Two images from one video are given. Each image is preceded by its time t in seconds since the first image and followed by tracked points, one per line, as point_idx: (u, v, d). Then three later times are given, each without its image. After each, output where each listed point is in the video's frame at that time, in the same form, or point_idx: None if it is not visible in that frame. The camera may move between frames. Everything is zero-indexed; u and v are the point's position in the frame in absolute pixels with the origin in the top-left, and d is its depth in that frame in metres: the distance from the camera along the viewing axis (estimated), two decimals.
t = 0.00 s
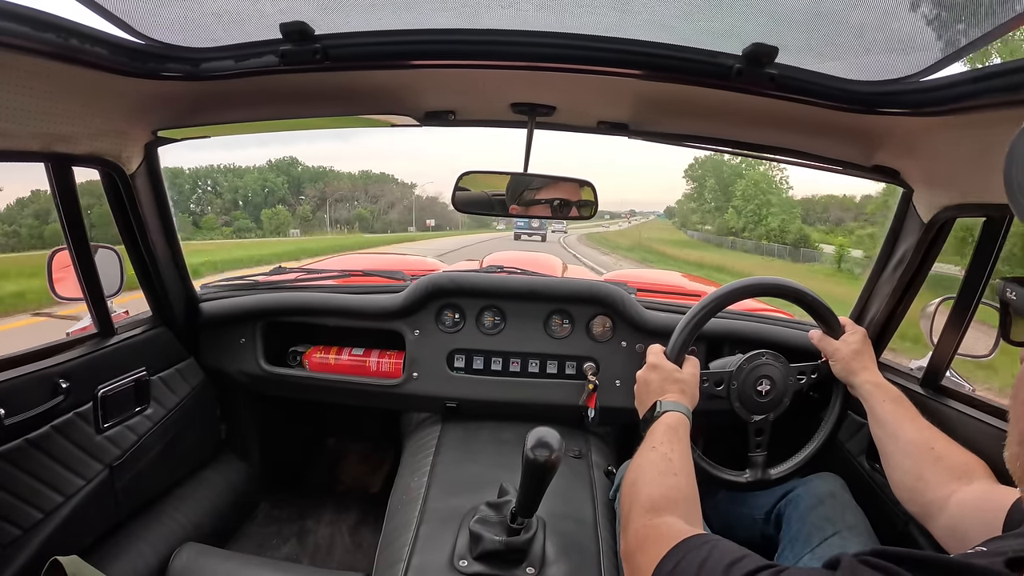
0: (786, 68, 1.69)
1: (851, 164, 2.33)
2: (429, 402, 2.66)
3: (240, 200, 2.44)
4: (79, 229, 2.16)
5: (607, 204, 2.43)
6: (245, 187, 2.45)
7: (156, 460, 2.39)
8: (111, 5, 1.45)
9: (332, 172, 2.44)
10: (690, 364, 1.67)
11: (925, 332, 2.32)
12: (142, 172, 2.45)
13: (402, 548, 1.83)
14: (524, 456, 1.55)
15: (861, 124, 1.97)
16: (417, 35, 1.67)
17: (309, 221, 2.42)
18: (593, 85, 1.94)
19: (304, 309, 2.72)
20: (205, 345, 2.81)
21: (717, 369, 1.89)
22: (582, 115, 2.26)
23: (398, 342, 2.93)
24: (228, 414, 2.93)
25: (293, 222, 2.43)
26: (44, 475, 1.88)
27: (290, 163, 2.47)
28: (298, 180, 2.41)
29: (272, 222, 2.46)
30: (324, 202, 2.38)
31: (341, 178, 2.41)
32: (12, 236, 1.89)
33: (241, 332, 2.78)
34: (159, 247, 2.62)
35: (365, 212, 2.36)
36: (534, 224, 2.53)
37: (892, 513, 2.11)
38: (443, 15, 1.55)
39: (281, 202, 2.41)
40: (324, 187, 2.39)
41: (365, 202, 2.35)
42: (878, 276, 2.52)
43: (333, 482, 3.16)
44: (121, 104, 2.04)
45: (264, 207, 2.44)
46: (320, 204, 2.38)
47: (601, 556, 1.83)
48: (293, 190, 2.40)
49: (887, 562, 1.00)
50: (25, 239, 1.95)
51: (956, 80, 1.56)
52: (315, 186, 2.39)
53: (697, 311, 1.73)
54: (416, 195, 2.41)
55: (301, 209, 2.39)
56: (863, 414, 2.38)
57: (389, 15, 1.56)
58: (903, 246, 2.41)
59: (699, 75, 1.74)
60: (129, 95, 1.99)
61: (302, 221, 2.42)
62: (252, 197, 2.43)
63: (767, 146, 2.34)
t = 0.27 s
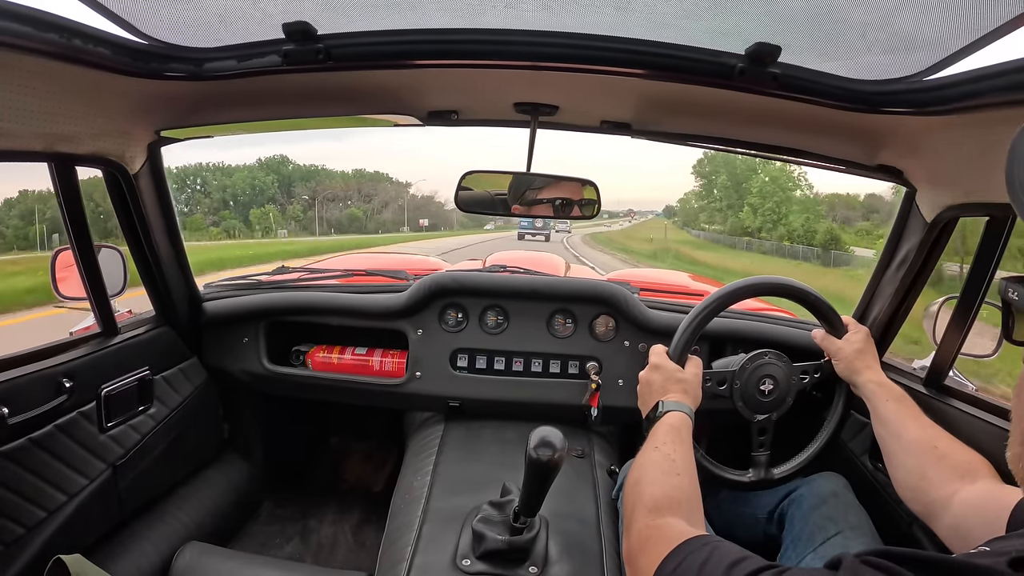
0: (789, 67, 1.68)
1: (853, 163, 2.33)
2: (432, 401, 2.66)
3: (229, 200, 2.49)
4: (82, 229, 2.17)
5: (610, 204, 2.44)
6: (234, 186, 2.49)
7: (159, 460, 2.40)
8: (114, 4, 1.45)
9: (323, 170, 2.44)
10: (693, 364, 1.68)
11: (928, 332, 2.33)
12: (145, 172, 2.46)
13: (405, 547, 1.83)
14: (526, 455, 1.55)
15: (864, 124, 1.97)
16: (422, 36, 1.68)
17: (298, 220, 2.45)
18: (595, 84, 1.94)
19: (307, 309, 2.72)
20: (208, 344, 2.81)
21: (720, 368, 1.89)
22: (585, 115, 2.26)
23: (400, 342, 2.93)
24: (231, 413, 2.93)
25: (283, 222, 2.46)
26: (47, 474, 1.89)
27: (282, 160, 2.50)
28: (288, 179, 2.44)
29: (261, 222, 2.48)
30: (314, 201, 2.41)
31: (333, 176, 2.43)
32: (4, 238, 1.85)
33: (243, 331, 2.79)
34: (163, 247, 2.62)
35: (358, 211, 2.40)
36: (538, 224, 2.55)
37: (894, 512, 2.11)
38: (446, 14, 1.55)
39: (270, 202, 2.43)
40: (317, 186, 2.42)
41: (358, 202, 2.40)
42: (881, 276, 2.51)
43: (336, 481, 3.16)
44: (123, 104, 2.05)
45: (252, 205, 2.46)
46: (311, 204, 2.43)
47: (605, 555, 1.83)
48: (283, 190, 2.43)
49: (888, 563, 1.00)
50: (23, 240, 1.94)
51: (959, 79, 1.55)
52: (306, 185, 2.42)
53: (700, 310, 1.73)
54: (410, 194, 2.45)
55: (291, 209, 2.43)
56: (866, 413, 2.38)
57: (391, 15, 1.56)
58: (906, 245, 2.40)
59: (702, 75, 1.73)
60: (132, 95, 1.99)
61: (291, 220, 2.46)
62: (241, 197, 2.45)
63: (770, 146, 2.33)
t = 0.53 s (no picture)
0: (792, 67, 1.68)
1: (857, 164, 2.33)
2: (434, 401, 2.66)
3: (218, 200, 2.49)
4: (85, 228, 2.17)
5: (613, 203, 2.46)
6: (221, 185, 2.50)
7: (161, 459, 2.40)
8: (117, 4, 1.45)
9: (313, 169, 2.43)
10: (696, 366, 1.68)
11: (931, 333, 2.32)
12: (148, 172, 2.46)
13: (406, 547, 1.83)
14: (528, 456, 1.55)
15: (868, 124, 1.96)
16: (425, 36, 1.68)
17: (289, 220, 2.39)
18: (599, 84, 1.94)
19: (309, 308, 2.72)
20: (211, 344, 2.82)
21: (722, 369, 1.89)
22: (588, 115, 2.26)
23: (403, 342, 2.93)
24: (233, 413, 2.94)
25: (270, 221, 2.42)
26: (49, 473, 1.89)
27: (271, 159, 2.54)
28: (277, 178, 2.41)
29: (248, 222, 2.46)
30: (303, 201, 2.37)
31: (325, 174, 2.42)
32: None
33: (246, 330, 2.79)
34: (165, 246, 2.62)
35: (350, 211, 2.37)
36: (542, 224, 2.57)
37: (897, 514, 2.11)
38: (449, 15, 1.55)
39: (259, 201, 2.39)
40: (308, 185, 2.39)
41: (350, 201, 2.37)
42: (884, 277, 2.51)
43: (338, 481, 3.16)
44: (126, 104, 2.05)
45: (241, 205, 2.44)
46: (300, 203, 2.38)
47: (606, 556, 1.83)
48: (273, 190, 2.39)
49: (890, 566, 1.00)
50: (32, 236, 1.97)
51: (963, 80, 1.55)
52: (297, 183, 2.38)
53: (702, 311, 1.73)
54: (405, 192, 2.44)
55: (280, 208, 2.37)
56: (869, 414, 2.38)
57: (395, 15, 1.56)
58: (909, 246, 2.40)
59: (705, 75, 1.73)
60: (135, 94, 1.99)
61: (281, 221, 2.40)
62: (230, 196, 2.45)
63: (774, 146, 2.33)
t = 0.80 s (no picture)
0: (795, 67, 1.68)
1: (859, 164, 2.32)
2: (436, 401, 2.66)
3: (214, 198, 2.50)
4: (88, 227, 2.17)
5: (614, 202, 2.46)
6: (209, 185, 2.53)
7: (163, 458, 2.40)
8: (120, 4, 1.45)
9: (302, 168, 2.45)
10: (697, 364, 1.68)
11: (934, 333, 2.31)
12: (151, 172, 2.46)
13: (408, 547, 1.83)
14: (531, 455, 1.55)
15: (870, 124, 1.96)
16: (429, 36, 1.68)
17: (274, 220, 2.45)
18: (601, 84, 1.94)
19: (311, 308, 2.72)
20: (213, 343, 2.82)
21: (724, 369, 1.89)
22: (590, 115, 2.26)
23: (406, 341, 2.93)
24: (235, 412, 2.94)
25: (257, 221, 2.46)
26: (51, 472, 1.89)
27: (257, 158, 2.53)
28: (266, 177, 2.42)
29: (235, 222, 2.51)
30: (290, 200, 2.41)
31: (317, 172, 2.45)
32: None
33: (248, 330, 2.80)
34: (168, 246, 2.63)
35: (341, 210, 2.41)
36: (546, 224, 2.56)
37: (899, 514, 2.10)
38: (451, 15, 1.55)
39: (247, 200, 2.43)
40: (296, 184, 2.41)
41: (341, 200, 2.40)
42: (887, 277, 2.51)
43: (340, 480, 3.17)
44: (129, 104, 2.05)
45: (226, 205, 2.49)
46: (284, 200, 2.41)
47: (609, 555, 1.83)
48: (260, 189, 2.42)
49: (891, 567, 1.00)
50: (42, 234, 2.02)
51: (966, 80, 1.55)
52: (285, 182, 2.41)
53: (705, 311, 1.73)
54: (399, 192, 2.47)
55: (267, 208, 2.41)
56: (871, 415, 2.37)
57: (397, 15, 1.56)
58: (912, 246, 2.39)
59: (708, 75, 1.73)
60: (138, 94, 2.00)
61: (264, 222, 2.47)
62: (217, 196, 2.49)
63: (777, 146, 2.32)
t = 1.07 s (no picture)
0: (797, 67, 1.68)
1: (861, 164, 2.32)
2: (438, 401, 2.66)
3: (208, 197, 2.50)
4: (90, 227, 2.18)
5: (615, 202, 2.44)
6: (197, 183, 2.56)
7: (165, 458, 2.40)
8: (123, 4, 1.46)
9: (292, 166, 2.45)
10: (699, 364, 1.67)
11: (937, 334, 2.30)
12: (153, 172, 2.47)
13: (410, 547, 1.83)
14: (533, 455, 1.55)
15: (873, 125, 1.96)
16: (430, 36, 1.68)
17: (266, 220, 2.42)
18: (603, 84, 1.94)
19: (314, 308, 2.73)
20: (215, 343, 2.83)
21: (726, 369, 1.89)
22: (592, 115, 2.25)
23: (408, 342, 2.94)
24: (237, 413, 2.95)
25: (243, 221, 2.46)
26: (54, 471, 1.89)
27: (246, 156, 2.55)
28: (254, 176, 2.43)
29: (222, 222, 2.52)
30: (280, 199, 2.39)
31: (308, 172, 2.46)
32: None
33: (250, 330, 2.80)
34: (170, 246, 2.63)
35: (331, 210, 2.38)
36: (550, 224, 2.53)
37: (902, 515, 2.10)
38: (453, 15, 1.55)
39: (233, 200, 2.45)
40: (285, 183, 2.41)
41: (332, 200, 2.37)
42: (889, 277, 2.50)
43: (342, 481, 3.17)
44: (132, 104, 2.06)
45: (215, 204, 2.50)
46: (280, 201, 2.39)
47: (611, 556, 1.83)
48: (246, 188, 2.43)
49: (892, 568, 1.00)
50: (26, 236, 1.93)
51: (969, 80, 1.54)
52: (274, 181, 2.40)
53: (707, 311, 1.72)
54: (392, 191, 2.45)
55: (256, 208, 2.40)
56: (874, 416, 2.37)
57: (399, 15, 1.56)
58: (915, 247, 2.39)
59: (710, 75, 1.73)
60: (140, 94, 2.00)
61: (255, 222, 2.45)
62: (204, 195, 2.53)
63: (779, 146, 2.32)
